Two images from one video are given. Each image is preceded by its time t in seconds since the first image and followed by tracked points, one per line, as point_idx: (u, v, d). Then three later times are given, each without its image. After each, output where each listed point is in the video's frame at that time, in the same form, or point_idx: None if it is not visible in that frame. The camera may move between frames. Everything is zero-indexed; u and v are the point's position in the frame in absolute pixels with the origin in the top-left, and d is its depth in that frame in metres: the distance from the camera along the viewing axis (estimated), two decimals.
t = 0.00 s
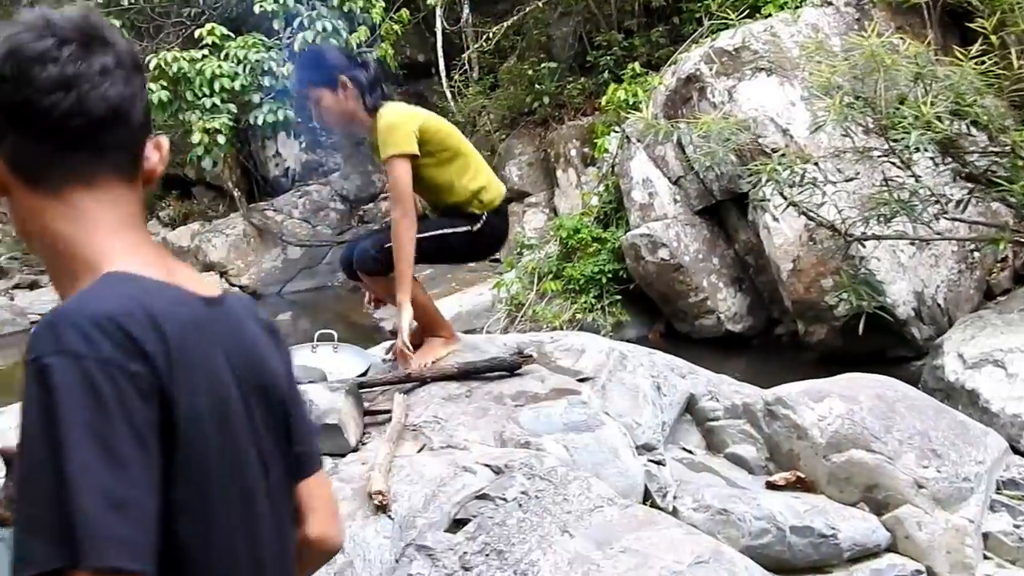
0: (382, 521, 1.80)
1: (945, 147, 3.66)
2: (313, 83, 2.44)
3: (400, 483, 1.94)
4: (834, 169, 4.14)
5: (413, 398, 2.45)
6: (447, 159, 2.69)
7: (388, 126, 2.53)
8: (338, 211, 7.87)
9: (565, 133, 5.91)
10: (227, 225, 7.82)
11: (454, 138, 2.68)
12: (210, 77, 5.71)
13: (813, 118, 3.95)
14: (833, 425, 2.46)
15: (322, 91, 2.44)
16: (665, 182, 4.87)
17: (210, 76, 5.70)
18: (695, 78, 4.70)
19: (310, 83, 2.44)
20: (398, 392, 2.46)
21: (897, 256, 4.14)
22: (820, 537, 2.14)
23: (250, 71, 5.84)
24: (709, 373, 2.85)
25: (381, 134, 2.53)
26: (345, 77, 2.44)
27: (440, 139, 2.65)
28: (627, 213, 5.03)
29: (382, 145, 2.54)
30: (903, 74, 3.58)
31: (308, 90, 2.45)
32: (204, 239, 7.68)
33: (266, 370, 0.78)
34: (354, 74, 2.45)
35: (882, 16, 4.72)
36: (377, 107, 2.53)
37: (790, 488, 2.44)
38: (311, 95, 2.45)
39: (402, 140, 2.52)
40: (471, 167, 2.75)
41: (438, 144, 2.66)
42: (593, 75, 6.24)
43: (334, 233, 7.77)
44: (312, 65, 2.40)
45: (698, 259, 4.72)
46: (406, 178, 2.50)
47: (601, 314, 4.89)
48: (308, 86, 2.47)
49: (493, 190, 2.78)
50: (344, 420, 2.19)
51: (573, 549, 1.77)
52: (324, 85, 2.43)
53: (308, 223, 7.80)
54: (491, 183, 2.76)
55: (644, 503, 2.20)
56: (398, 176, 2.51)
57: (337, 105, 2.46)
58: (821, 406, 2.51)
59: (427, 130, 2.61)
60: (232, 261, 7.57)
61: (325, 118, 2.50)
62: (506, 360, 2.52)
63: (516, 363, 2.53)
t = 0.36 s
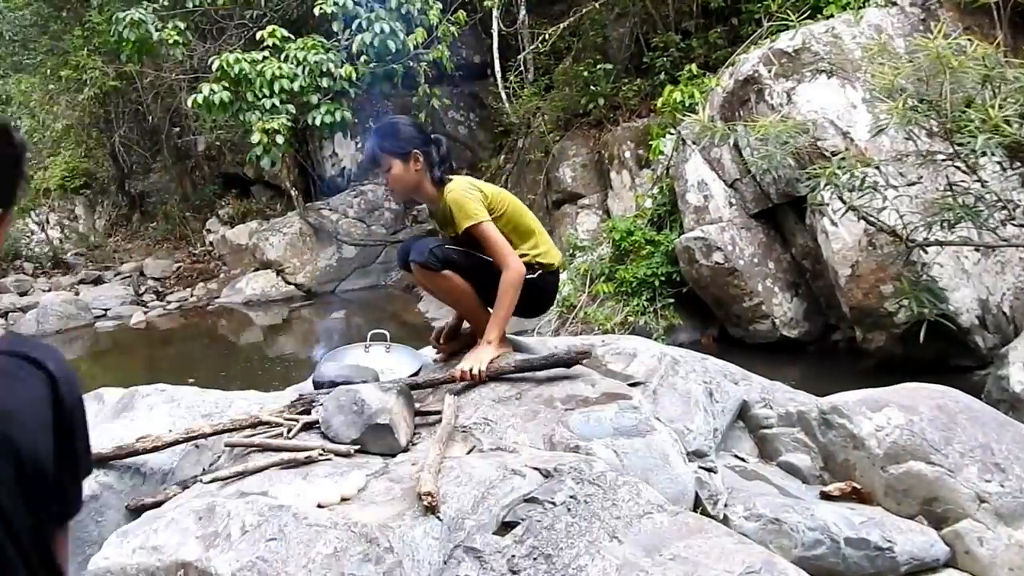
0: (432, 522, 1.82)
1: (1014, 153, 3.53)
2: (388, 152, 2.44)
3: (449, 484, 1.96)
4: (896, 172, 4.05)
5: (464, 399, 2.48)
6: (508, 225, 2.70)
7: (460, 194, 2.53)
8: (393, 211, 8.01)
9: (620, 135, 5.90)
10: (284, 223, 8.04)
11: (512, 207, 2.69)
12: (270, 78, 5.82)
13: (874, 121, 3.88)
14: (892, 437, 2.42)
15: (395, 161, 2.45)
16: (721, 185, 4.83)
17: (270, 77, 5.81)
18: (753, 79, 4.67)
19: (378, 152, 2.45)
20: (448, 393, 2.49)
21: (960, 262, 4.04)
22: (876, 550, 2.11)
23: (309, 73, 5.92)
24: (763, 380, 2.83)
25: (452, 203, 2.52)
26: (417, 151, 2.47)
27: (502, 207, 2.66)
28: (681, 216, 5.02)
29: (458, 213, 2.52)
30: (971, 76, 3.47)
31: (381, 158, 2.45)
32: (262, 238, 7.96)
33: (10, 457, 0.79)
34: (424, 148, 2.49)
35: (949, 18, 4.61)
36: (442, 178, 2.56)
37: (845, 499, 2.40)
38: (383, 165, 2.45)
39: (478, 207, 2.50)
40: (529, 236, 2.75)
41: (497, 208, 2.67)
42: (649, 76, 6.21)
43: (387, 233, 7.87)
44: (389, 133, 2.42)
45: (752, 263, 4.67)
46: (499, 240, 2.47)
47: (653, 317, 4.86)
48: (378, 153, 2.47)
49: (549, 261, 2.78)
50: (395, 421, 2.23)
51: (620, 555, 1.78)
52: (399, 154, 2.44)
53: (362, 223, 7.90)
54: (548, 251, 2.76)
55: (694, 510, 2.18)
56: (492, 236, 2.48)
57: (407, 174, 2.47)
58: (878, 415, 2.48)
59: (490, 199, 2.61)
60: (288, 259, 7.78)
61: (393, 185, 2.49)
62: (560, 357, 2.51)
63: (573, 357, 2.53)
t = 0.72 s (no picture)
0: (459, 515, 1.83)
1: None
2: (425, 160, 2.43)
3: (476, 478, 1.97)
4: (931, 167, 3.97)
5: (492, 395, 2.49)
6: (539, 225, 2.72)
7: (494, 197, 2.56)
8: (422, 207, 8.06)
9: (650, 130, 5.87)
10: (315, 220, 8.13)
11: (541, 207, 2.71)
12: (301, 75, 5.87)
13: (909, 114, 3.82)
14: (926, 435, 2.39)
15: (432, 169, 2.44)
16: (753, 180, 4.78)
17: (301, 74, 5.87)
18: (786, 74, 4.64)
19: (414, 163, 2.44)
20: (476, 389, 2.51)
21: (998, 259, 3.94)
22: (908, 548, 2.09)
23: (340, 69, 5.98)
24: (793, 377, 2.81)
25: (488, 205, 2.56)
26: (454, 160, 2.47)
27: (532, 208, 2.68)
28: (711, 211, 4.98)
29: (495, 216, 2.55)
30: (1008, 70, 3.35)
31: (418, 167, 2.43)
32: (293, 234, 8.06)
33: None
34: (459, 157, 2.49)
35: (988, 10, 4.53)
36: (475, 185, 2.57)
37: (876, 497, 2.38)
38: (422, 173, 2.44)
39: (511, 209, 2.54)
40: (558, 234, 2.77)
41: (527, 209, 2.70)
42: (679, 70, 6.17)
43: (417, 229, 7.96)
44: (427, 144, 2.41)
45: (784, 259, 4.62)
46: (533, 240, 2.50)
47: (682, 313, 4.83)
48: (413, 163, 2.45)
49: (578, 257, 2.79)
50: (423, 415, 2.25)
51: (648, 550, 1.77)
52: (437, 163, 2.44)
53: (392, 219, 7.99)
54: (577, 248, 2.78)
55: (722, 507, 2.17)
56: (525, 236, 2.51)
57: (444, 183, 2.47)
58: (910, 413, 2.45)
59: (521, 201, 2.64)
60: (319, 255, 7.88)
61: (428, 192, 2.49)
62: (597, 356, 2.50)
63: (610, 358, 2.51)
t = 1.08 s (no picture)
0: (483, 507, 1.84)
1: None
2: (451, 154, 2.43)
3: (500, 469, 1.98)
4: (959, 154, 3.91)
5: (515, 386, 2.49)
6: (565, 216, 2.73)
7: (522, 190, 2.57)
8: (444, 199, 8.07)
9: (673, 120, 5.83)
10: (338, 213, 8.19)
11: (565, 198, 2.71)
12: (323, 68, 5.92)
13: (936, 101, 3.77)
14: (953, 425, 2.36)
15: (458, 162, 2.45)
16: (777, 169, 4.73)
17: (324, 67, 5.90)
18: (810, 61, 4.60)
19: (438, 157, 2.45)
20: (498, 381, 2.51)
21: None
22: (935, 540, 2.07)
23: (362, 61, 6.01)
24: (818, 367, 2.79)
25: (519, 197, 2.57)
26: (479, 152, 2.47)
27: (558, 200, 2.69)
28: (735, 201, 4.95)
29: (526, 210, 2.56)
30: None
31: (444, 160, 2.43)
32: (316, 227, 8.12)
33: None
34: (485, 151, 2.50)
35: None
36: (500, 178, 2.58)
37: (902, 488, 2.36)
38: (449, 167, 2.43)
39: (543, 202, 2.55)
40: (582, 224, 2.77)
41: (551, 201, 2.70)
42: (703, 59, 6.11)
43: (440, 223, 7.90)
44: (453, 137, 2.41)
45: (809, 248, 4.57)
46: (560, 237, 2.52)
47: (706, 304, 4.80)
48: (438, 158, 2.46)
49: (602, 246, 2.80)
50: (445, 406, 2.27)
51: (671, 542, 1.77)
52: (462, 155, 2.44)
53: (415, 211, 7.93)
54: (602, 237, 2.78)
55: (746, 498, 2.17)
56: (552, 232, 2.54)
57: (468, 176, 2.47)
58: (937, 404, 2.42)
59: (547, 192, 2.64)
60: (343, 248, 7.95)
61: (453, 186, 2.48)
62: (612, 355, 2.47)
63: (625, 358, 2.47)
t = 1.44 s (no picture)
0: (513, 502, 1.85)
1: None
2: (475, 153, 2.44)
3: (529, 464, 1.99)
4: (996, 146, 3.83)
5: (544, 381, 2.50)
6: (596, 212, 2.73)
7: (552, 187, 2.57)
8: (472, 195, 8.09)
9: (702, 114, 5.79)
10: (367, 209, 8.26)
11: (595, 193, 2.72)
12: (352, 65, 5.96)
13: (972, 92, 3.70)
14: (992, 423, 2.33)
15: (480, 162, 2.44)
16: (808, 163, 4.68)
17: (352, 64, 5.94)
18: (843, 53, 4.54)
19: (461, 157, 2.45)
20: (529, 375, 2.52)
21: None
22: (972, 540, 2.04)
23: (390, 58, 6.05)
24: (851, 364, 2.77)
25: (553, 194, 2.56)
26: (502, 151, 2.47)
27: (589, 196, 2.70)
28: (766, 195, 4.90)
29: (558, 205, 2.56)
30: None
31: (467, 161, 2.43)
32: (345, 224, 8.19)
33: None
34: (508, 149, 2.48)
35: None
36: (530, 180, 2.58)
37: (938, 486, 2.33)
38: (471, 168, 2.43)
39: (577, 199, 2.55)
40: (613, 220, 2.77)
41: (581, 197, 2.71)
42: (732, 53, 6.05)
43: (467, 217, 7.96)
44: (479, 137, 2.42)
45: (841, 244, 4.52)
46: (596, 233, 2.52)
47: (736, 300, 4.76)
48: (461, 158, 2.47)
49: (633, 241, 2.80)
50: (475, 401, 2.28)
51: (703, 539, 1.77)
52: (486, 155, 2.44)
53: (443, 207, 8.00)
54: (633, 232, 2.78)
55: (778, 495, 2.16)
56: (588, 229, 2.53)
57: (493, 175, 2.47)
58: (975, 401, 2.38)
59: (578, 189, 2.65)
60: (372, 244, 8.01)
61: (477, 185, 2.48)
62: (647, 337, 2.51)
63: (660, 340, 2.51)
